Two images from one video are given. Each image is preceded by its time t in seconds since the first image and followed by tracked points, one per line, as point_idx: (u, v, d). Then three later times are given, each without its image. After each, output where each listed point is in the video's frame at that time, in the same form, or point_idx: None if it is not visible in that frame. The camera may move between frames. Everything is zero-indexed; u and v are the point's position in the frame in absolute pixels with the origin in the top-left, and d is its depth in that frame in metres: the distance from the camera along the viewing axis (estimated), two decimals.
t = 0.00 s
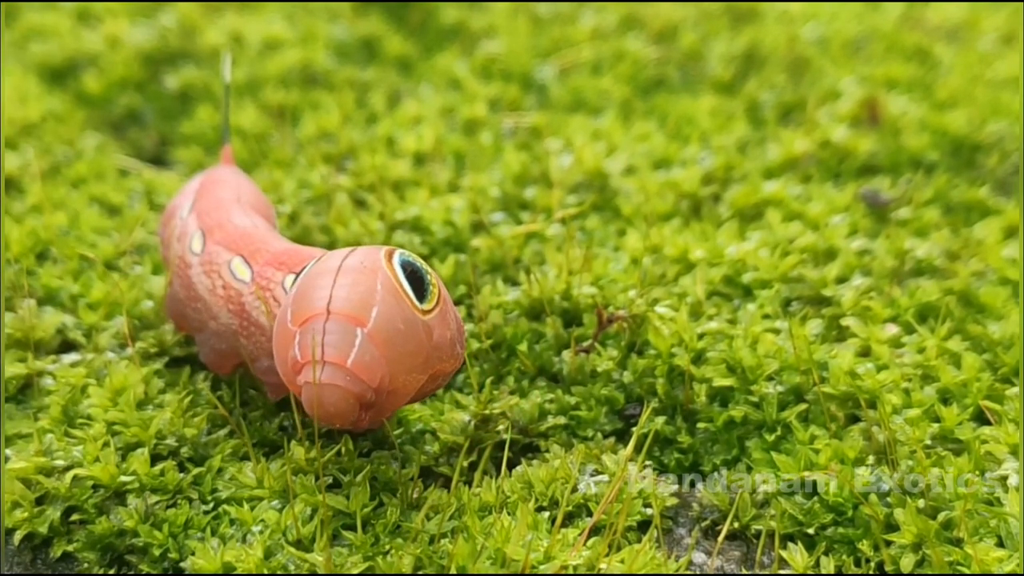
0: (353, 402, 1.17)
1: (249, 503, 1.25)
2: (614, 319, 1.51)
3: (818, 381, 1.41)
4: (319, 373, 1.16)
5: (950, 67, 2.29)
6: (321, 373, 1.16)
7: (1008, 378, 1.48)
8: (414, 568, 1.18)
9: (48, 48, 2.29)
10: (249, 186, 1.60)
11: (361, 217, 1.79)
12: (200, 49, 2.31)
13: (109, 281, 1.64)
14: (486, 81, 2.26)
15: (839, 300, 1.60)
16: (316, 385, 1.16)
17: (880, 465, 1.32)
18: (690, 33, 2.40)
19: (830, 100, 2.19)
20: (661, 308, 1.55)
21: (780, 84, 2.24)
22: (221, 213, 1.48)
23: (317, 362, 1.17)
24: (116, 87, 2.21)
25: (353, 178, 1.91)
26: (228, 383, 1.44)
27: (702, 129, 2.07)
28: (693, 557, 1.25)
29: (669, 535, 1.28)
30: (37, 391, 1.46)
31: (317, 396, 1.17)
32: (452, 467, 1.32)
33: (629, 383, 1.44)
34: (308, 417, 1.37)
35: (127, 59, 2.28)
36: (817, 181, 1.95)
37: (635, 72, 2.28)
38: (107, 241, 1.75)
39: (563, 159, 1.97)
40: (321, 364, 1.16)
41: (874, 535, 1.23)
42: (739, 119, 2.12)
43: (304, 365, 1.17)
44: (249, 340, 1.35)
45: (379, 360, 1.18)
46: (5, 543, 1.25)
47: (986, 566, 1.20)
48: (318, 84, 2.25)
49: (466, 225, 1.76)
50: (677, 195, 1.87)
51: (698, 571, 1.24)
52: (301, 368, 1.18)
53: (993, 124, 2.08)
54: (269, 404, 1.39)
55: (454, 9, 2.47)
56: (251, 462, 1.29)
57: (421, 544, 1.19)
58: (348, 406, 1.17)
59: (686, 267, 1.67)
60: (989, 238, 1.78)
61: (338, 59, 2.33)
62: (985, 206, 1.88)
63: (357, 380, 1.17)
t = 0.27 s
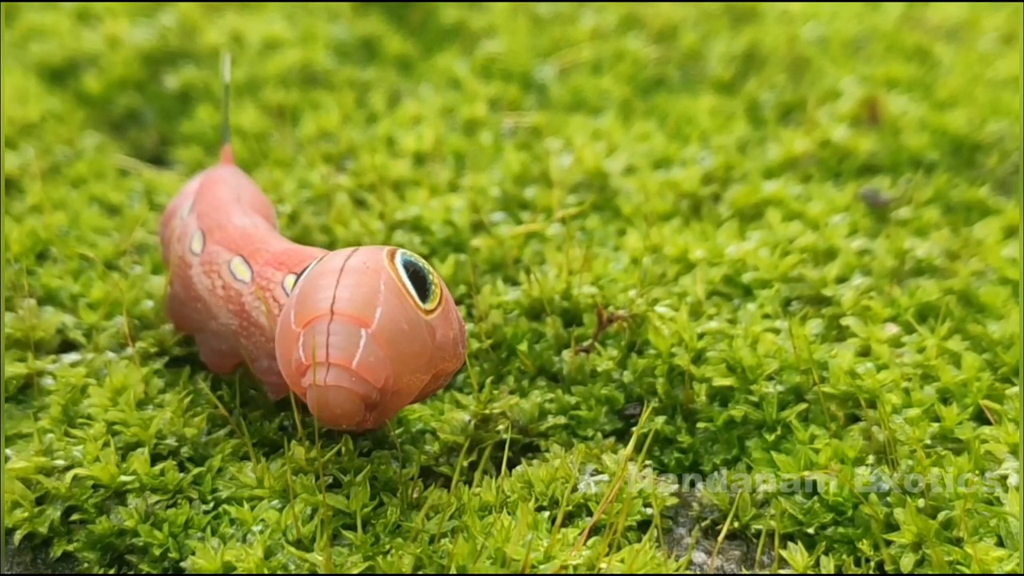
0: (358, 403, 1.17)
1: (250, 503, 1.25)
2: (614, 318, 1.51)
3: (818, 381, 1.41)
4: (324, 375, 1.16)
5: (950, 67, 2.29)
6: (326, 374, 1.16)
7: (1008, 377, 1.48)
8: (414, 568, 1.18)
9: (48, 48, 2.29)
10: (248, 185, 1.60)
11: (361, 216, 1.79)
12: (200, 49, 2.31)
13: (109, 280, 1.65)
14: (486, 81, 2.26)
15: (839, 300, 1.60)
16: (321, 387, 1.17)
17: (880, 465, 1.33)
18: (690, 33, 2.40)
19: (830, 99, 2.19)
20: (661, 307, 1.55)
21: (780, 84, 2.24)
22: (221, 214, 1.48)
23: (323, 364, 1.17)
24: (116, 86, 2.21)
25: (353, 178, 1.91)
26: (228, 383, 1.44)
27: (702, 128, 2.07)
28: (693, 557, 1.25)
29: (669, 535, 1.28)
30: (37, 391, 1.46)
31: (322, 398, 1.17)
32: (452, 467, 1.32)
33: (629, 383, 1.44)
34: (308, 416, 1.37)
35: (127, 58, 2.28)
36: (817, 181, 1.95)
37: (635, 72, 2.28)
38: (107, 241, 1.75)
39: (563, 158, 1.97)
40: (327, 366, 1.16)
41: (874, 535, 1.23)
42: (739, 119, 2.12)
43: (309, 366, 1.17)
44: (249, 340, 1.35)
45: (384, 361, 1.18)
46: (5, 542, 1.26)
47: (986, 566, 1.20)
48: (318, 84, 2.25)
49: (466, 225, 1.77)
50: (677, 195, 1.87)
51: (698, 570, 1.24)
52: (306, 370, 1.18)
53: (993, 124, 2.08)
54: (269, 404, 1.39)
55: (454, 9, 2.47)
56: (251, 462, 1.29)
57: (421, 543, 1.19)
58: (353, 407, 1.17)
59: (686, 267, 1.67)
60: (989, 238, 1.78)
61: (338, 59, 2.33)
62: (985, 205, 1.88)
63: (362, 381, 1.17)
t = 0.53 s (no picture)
0: (362, 404, 1.17)
1: (250, 503, 1.25)
2: (614, 318, 1.51)
3: (818, 380, 1.41)
4: (329, 376, 1.16)
5: (950, 67, 2.29)
6: (331, 376, 1.16)
7: (1008, 377, 1.48)
8: (414, 567, 1.18)
9: (48, 48, 2.29)
10: (249, 186, 1.60)
11: (361, 216, 1.79)
12: (199, 49, 2.31)
13: (109, 280, 1.65)
14: (486, 81, 2.26)
15: (839, 299, 1.60)
16: (327, 389, 1.16)
17: (880, 464, 1.33)
18: (690, 33, 2.40)
19: (830, 99, 2.20)
20: (661, 307, 1.55)
21: (780, 84, 2.24)
22: (220, 213, 1.48)
23: (326, 365, 1.16)
24: (116, 86, 2.21)
25: (353, 178, 1.91)
26: (228, 382, 1.44)
27: (702, 128, 2.07)
28: (693, 556, 1.25)
29: (669, 534, 1.28)
30: (38, 391, 1.46)
31: (326, 399, 1.16)
32: (452, 466, 1.32)
33: (629, 382, 1.44)
34: (308, 416, 1.37)
35: (127, 58, 2.28)
36: (817, 181, 1.95)
37: (636, 72, 2.28)
38: (107, 241, 1.76)
39: (563, 158, 1.97)
40: (331, 367, 1.16)
41: (874, 534, 1.23)
42: (739, 119, 2.12)
43: (313, 368, 1.17)
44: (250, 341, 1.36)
45: (388, 362, 1.17)
46: (5, 542, 1.26)
47: (986, 565, 1.19)
48: (318, 84, 2.25)
49: (466, 225, 1.77)
50: (677, 195, 1.87)
51: (698, 570, 1.24)
52: (310, 372, 1.17)
53: (993, 123, 2.08)
54: (269, 404, 1.39)
55: (454, 9, 2.47)
56: (252, 461, 1.29)
57: (421, 543, 1.19)
58: (358, 408, 1.17)
59: (686, 267, 1.67)
60: (989, 238, 1.78)
61: (338, 58, 2.33)
62: (985, 205, 1.88)
63: (366, 382, 1.16)
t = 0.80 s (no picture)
0: (367, 404, 1.16)
1: (250, 503, 1.25)
2: (614, 318, 1.51)
3: (818, 380, 1.41)
4: (333, 377, 1.14)
5: (950, 66, 2.29)
6: (335, 376, 1.14)
7: (1008, 377, 1.48)
8: (414, 567, 1.18)
9: (48, 48, 2.29)
10: (249, 186, 1.59)
11: (361, 216, 1.79)
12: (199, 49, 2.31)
13: (109, 280, 1.65)
14: (486, 80, 2.26)
15: (839, 299, 1.60)
16: (331, 389, 1.14)
17: (880, 464, 1.33)
18: (690, 33, 2.40)
19: (830, 99, 2.20)
20: (661, 307, 1.56)
21: (780, 83, 2.24)
22: (220, 214, 1.48)
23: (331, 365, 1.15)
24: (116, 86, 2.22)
25: (353, 178, 1.91)
26: (228, 382, 1.44)
27: (702, 128, 2.07)
28: (693, 556, 1.25)
29: (669, 534, 1.28)
30: (38, 391, 1.46)
31: (331, 400, 1.14)
32: (453, 466, 1.32)
33: (629, 382, 1.44)
34: (308, 415, 1.37)
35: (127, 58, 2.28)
36: (818, 181, 1.95)
37: (636, 71, 2.28)
38: (107, 241, 1.76)
39: (563, 158, 1.97)
40: (336, 367, 1.14)
41: (874, 534, 1.23)
42: (739, 119, 2.12)
43: (317, 368, 1.16)
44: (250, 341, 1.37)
45: (393, 361, 1.17)
46: (5, 542, 1.25)
47: (986, 565, 1.19)
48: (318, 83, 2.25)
49: (466, 225, 1.77)
50: (677, 195, 1.87)
51: (698, 569, 1.24)
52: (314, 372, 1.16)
53: (993, 123, 2.08)
54: (269, 403, 1.39)
55: (454, 9, 2.47)
56: (252, 461, 1.30)
57: (421, 543, 1.19)
58: (363, 409, 1.15)
59: (686, 266, 1.67)
60: (989, 238, 1.78)
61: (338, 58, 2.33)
62: (985, 204, 1.88)
63: (371, 381, 1.15)
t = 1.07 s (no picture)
0: (373, 403, 1.15)
1: (250, 502, 1.25)
2: (614, 318, 1.51)
3: (818, 379, 1.41)
4: (339, 376, 1.14)
5: (950, 66, 2.29)
6: (340, 376, 1.14)
7: (1008, 377, 1.48)
8: (414, 567, 1.18)
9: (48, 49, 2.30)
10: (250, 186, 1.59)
11: (361, 216, 1.79)
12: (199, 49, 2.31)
13: (109, 280, 1.65)
14: (486, 80, 2.26)
15: (839, 299, 1.60)
16: (336, 389, 1.14)
17: (880, 464, 1.33)
18: (690, 32, 2.40)
19: (830, 98, 2.20)
20: (661, 307, 1.56)
21: (780, 83, 2.24)
22: (221, 213, 1.48)
23: (336, 365, 1.15)
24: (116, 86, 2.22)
25: (353, 178, 1.91)
26: (228, 381, 1.44)
27: (702, 127, 2.07)
28: (693, 555, 1.25)
29: (669, 533, 1.28)
30: (37, 391, 1.46)
31: (336, 400, 1.14)
32: (453, 466, 1.32)
33: (629, 382, 1.44)
34: (308, 415, 1.37)
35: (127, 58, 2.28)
36: (817, 180, 1.95)
37: (636, 71, 2.28)
38: (107, 241, 1.76)
39: (563, 158, 1.97)
40: (341, 367, 1.14)
41: (874, 533, 1.23)
42: (739, 119, 2.12)
43: (322, 368, 1.15)
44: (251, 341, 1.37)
45: (397, 360, 1.17)
46: (5, 541, 1.25)
47: (986, 565, 1.19)
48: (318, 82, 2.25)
49: (466, 224, 1.77)
50: (677, 194, 1.87)
51: (698, 569, 1.24)
52: (318, 372, 1.16)
53: (993, 123, 2.08)
54: (270, 403, 1.39)
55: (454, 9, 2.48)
56: (252, 460, 1.30)
57: (421, 542, 1.20)
58: (368, 408, 1.15)
59: (686, 266, 1.67)
60: (989, 237, 1.78)
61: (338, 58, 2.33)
62: (985, 204, 1.88)
63: (376, 381, 1.15)
